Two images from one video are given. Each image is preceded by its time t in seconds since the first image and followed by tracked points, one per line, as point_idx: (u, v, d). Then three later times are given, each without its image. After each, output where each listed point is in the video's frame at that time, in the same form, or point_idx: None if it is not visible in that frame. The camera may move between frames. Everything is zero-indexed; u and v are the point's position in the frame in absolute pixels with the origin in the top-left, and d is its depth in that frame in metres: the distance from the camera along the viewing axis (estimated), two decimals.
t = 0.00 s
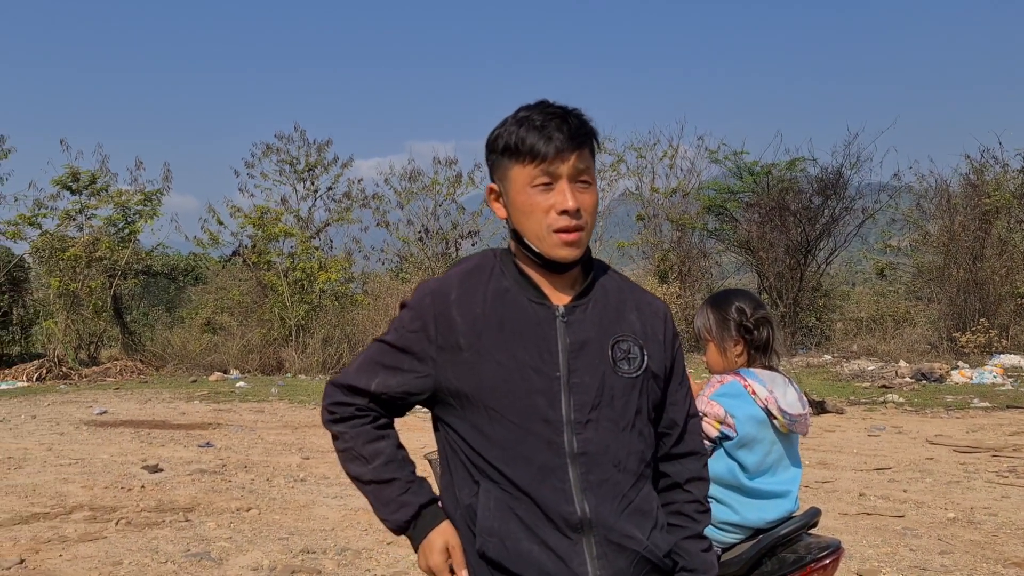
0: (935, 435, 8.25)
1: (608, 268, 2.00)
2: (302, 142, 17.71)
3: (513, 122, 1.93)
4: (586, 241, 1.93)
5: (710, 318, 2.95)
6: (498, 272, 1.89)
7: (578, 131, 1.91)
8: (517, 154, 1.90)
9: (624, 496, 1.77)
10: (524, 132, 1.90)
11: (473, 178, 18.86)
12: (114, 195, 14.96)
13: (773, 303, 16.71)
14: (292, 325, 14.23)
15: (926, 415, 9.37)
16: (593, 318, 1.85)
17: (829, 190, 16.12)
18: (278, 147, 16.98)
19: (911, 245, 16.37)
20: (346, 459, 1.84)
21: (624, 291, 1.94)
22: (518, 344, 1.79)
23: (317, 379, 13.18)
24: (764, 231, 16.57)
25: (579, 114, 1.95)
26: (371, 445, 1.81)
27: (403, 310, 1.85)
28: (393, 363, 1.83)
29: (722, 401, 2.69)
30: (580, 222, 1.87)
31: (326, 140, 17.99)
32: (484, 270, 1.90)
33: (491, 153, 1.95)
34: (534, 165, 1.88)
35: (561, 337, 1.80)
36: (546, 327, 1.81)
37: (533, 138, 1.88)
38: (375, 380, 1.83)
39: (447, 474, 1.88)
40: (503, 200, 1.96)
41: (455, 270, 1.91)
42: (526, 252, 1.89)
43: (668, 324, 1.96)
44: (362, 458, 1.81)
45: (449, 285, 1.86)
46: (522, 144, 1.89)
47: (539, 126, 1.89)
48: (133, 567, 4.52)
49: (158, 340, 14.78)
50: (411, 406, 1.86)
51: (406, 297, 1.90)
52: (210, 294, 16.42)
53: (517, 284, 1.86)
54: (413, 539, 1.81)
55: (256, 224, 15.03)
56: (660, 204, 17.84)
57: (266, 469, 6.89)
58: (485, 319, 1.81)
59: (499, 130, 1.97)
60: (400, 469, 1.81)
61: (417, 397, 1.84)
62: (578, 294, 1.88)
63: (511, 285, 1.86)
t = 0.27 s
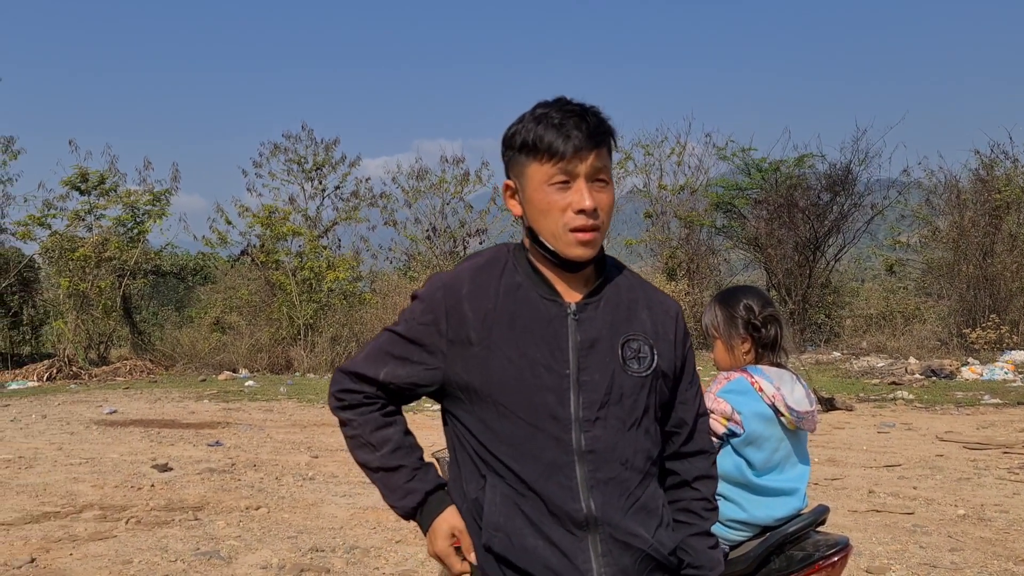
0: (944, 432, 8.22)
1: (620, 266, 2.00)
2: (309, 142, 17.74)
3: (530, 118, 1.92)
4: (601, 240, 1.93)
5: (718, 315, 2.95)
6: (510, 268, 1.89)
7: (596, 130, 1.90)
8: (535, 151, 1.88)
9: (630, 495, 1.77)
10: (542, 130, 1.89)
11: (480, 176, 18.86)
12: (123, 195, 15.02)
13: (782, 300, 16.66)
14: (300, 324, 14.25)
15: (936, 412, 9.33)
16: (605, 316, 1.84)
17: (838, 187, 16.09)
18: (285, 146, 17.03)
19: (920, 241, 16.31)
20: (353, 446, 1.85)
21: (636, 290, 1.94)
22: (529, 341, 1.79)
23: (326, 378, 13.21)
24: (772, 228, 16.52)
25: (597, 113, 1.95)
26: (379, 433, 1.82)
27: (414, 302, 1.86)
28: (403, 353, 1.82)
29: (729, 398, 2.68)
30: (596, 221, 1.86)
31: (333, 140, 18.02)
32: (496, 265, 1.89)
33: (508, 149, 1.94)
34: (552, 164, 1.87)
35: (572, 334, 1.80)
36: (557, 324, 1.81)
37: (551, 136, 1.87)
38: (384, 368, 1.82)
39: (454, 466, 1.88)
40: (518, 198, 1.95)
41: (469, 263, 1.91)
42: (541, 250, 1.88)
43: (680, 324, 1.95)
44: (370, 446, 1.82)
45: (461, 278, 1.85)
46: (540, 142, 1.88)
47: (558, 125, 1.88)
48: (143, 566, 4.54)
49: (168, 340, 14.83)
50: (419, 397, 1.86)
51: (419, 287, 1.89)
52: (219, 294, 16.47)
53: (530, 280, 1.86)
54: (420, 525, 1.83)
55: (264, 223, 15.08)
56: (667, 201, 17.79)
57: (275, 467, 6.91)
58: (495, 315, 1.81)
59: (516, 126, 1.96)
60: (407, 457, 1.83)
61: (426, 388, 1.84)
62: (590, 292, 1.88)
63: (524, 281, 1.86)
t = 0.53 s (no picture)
0: (949, 430, 8.20)
1: (626, 264, 1.99)
2: (313, 141, 17.74)
3: (535, 118, 1.92)
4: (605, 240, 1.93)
5: (721, 313, 2.94)
6: (513, 266, 1.89)
7: (601, 130, 1.90)
8: (539, 151, 1.88)
9: (628, 495, 1.77)
10: (546, 130, 1.89)
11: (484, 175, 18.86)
12: (127, 195, 15.04)
13: (786, 298, 16.64)
14: (304, 324, 14.27)
15: (941, 410, 9.31)
16: (606, 314, 1.84)
17: (842, 185, 16.09)
18: (289, 146, 17.04)
19: (924, 239, 16.29)
20: (358, 442, 1.88)
21: (641, 288, 1.92)
22: (529, 339, 1.80)
23: (330, 377, 13.22)
24: (776, 226, 16.52)
25: (602, 112, 1.94)
26: (381, 430, 1.85)
27: (417, 300, 1.88)
28: (406, 351, 1.85)
29: (731, 396, 2.68)
30: (600, 221, 1.86)
31: (337, 139, 18.03)
32: (499, 263, 1.90)
33: (512, 148, 1.94)
34: (556, 164, 1.87)
35: (571, 332, 1.80)
36: (556, 323, 1.81)
37: (555, 136, 1.87)
38: (387, 365, 1.85)
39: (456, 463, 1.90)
40: (522, 197, 1.95)
41: (473, 262, 1.92)
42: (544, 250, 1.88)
43: (686, 323, 1.93)
44: (372, 443, 1.86)
45: (463, 277, 1.87)
46: (544, 141, 1.88)
47: (562, 125, 1.88)
48: (147, 564, 4.55)
49: (172, 339, 14.83)
50: (422, 394, 1.88)
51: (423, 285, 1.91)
52: (223, 293, 16.49)
53: (532, 280, 1.86)
54: (419, 521, 1.86)
55: (268, 222, 15.10)
56: (671, 200, 17.73)
57: (279, 466, 6.92)
58: (496, 313, 1.82)
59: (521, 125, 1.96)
60: (407, 455, 1.85)
61: (429, 386, 1.86)
62: (592, 290, 1.87)
63: (525, 279, 1.86)
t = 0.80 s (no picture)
0: (951, 429, 8.20)
1: (628, 261, 1.96)
2: (315, 140, 17.75)
3: (530, 117, 1.92)
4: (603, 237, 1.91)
5: (723, 313, 2.94)
6: (511, 265, 1.90)
7: (595, 127, 1.89)
8: (534, 149, 1.88)
9: (623, 495, 1.75)
10: (540, 128, 1.88)
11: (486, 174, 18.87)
12: (129, 194, 15.06)
13: (788, 296, 16.64)
14: (307, 322, 14.30)
15: (943, 409, 9.30)
16: (601, 313, 1.82)
17: (844, 183, 16.10)
18: (290, 145, 17.05)
19: (926, 238, 16.30)
20: (361, 437, 1.94)
21: (642, 285, 1.90)
22: (523, 338, 1.80)
23: (332, 376, 13.23)
24: (778, 225, 16.49)
25: (597, 110, 1.93)
26: (382, 424, 1.90)
27: (418, 301, 1.91)
28: (405, 349, 1.89)
29: (733, 393, 2.68)
30: (595, 218, 1.85)
31: (339, 138, 18.05)
32: (497, 263, 1.91)
33: (508, 146, 1.94)
34: (551, 161, 1.87)
35: (565, 332, 1.79)
36: (551, 321, 1.80)
37: (550, 133, 1.87)
38: (389, 363, 1.89)
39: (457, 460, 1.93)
40: (519, 195, 1.95)
41: (473, 261, 1.94)
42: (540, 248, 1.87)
43: (689, 320, 1.89)
44: (373, 437, 1.91)
45: (461, 276, 1.89)
46: (538, 139, 1.87)
47: (555, 123, 1.88)
48: (150, 563, 4.56)
49: (174, 339, 14.83)
50: (423, 392, 1.92)
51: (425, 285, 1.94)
52: (225, 292, 16.50)
53: (529, 278, 1.86)
54: (416, 513, 1.91)
55: (270, 221, 15.12)
56: (673, 198, 17.71)
57: (282, 465, 6.93)
58: (491, 312, 1.83)
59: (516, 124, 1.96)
60: (404, 451, 1.90)
61: (429, 384, 1.89)
62: (589, 288, 1.85)
63: (521, 278, 1.86)
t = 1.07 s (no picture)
0: (955, 426, 8.19)
1: (624, 257, 1.95)
2: (317, 138, 17.75)
3: (520, 114, 1.92)
4: (597, 232, 1.90)
5: (727, 309, 2.94)
6: (506, 263, 1.89)
7: (584, 121, 1.89)
8: (523, 145, 1.88)
9: (620, 493, 1.73)
10: (530, 124, 1.89)
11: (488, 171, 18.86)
12: (132, 192, 15.08)
13: (791, 294, 16.62)
14: (309, 320, 14.32)
15: (946, 406, 9.29)
16: (597, 309, 1.81)
17: (846, 180, 16.06)
18: (292, 143, 17.06)
19: (930, 235, 16.27)
20: (359, 430, 1.91)
21: (639, 281, 1.88)
22: (519, 335, 1.79)
23: (335, 374, 13.23)
24: (780, 222, 16.44)
25: (588, 105, 1.93)
26: (378, 417, 1.88)
27: (416, 298, 1.91)
28: (402, 346, 1.88)
29: (738, 390, 2.68)
30: (586, 213, 1.83)
31: (341, 136, 18.04)
32: (492, 260, 1.90)
33: (499, 145, 1.94)
34: (540, 157, 1.86)
35: (561, 329, 1.78)
36: (546, 319, 1.79)
37: (538, 129, 1.87)
38: (387, 359, 1.88)
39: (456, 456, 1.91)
40: (511, 193, 1.94)
41: (470, 259, 1.94)
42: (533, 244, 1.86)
43: (687, 317, 1.87)
44: (370, 430, 1.88)
45: (457, 273, 1.89)
46: (528, 135, 1.88)
47: (544, 119, 1.88)
48: (155, 560, 4.57)
49: (177, 336, 14.86)
50: (420, 387, 1.91)
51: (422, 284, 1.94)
52: (227, 290, 16.53)
53: (525, 276, 1.85)
54: (414, 506, 1.88)
55: (272, 219, 15.13)
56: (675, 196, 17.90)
57: (285, 463, 6.93)
58: (486, 309, 1.82)
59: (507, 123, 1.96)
60: (403, 441, 1.87)
61: (427, 379, 1.88)
62: (584, 284, 1.84)
63: (516, 276, 1.86)
